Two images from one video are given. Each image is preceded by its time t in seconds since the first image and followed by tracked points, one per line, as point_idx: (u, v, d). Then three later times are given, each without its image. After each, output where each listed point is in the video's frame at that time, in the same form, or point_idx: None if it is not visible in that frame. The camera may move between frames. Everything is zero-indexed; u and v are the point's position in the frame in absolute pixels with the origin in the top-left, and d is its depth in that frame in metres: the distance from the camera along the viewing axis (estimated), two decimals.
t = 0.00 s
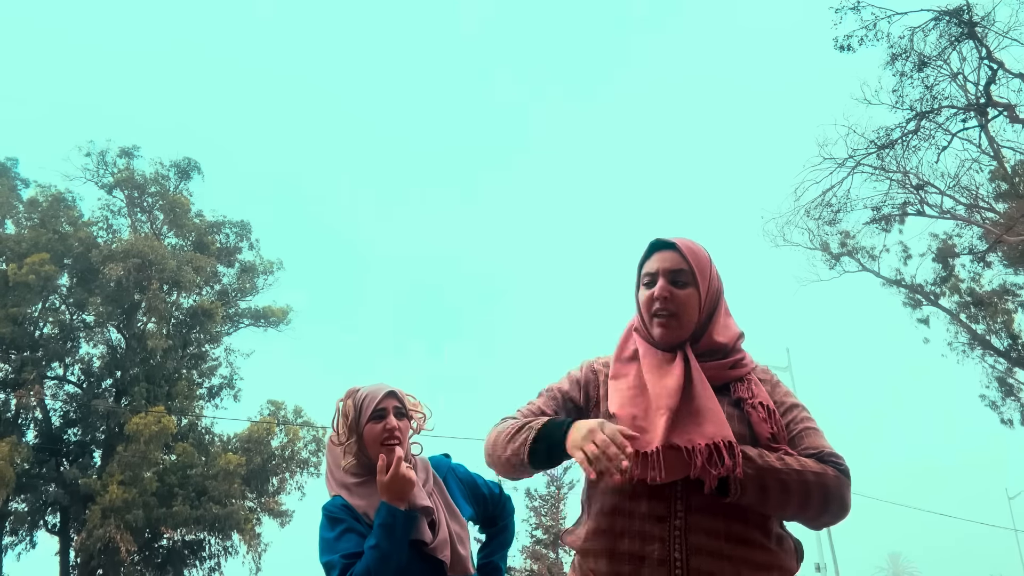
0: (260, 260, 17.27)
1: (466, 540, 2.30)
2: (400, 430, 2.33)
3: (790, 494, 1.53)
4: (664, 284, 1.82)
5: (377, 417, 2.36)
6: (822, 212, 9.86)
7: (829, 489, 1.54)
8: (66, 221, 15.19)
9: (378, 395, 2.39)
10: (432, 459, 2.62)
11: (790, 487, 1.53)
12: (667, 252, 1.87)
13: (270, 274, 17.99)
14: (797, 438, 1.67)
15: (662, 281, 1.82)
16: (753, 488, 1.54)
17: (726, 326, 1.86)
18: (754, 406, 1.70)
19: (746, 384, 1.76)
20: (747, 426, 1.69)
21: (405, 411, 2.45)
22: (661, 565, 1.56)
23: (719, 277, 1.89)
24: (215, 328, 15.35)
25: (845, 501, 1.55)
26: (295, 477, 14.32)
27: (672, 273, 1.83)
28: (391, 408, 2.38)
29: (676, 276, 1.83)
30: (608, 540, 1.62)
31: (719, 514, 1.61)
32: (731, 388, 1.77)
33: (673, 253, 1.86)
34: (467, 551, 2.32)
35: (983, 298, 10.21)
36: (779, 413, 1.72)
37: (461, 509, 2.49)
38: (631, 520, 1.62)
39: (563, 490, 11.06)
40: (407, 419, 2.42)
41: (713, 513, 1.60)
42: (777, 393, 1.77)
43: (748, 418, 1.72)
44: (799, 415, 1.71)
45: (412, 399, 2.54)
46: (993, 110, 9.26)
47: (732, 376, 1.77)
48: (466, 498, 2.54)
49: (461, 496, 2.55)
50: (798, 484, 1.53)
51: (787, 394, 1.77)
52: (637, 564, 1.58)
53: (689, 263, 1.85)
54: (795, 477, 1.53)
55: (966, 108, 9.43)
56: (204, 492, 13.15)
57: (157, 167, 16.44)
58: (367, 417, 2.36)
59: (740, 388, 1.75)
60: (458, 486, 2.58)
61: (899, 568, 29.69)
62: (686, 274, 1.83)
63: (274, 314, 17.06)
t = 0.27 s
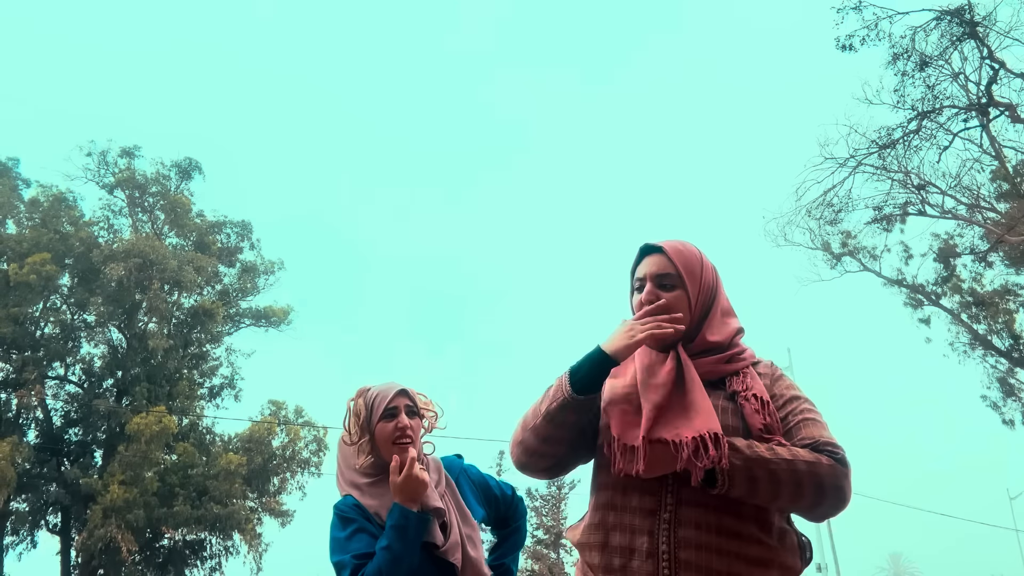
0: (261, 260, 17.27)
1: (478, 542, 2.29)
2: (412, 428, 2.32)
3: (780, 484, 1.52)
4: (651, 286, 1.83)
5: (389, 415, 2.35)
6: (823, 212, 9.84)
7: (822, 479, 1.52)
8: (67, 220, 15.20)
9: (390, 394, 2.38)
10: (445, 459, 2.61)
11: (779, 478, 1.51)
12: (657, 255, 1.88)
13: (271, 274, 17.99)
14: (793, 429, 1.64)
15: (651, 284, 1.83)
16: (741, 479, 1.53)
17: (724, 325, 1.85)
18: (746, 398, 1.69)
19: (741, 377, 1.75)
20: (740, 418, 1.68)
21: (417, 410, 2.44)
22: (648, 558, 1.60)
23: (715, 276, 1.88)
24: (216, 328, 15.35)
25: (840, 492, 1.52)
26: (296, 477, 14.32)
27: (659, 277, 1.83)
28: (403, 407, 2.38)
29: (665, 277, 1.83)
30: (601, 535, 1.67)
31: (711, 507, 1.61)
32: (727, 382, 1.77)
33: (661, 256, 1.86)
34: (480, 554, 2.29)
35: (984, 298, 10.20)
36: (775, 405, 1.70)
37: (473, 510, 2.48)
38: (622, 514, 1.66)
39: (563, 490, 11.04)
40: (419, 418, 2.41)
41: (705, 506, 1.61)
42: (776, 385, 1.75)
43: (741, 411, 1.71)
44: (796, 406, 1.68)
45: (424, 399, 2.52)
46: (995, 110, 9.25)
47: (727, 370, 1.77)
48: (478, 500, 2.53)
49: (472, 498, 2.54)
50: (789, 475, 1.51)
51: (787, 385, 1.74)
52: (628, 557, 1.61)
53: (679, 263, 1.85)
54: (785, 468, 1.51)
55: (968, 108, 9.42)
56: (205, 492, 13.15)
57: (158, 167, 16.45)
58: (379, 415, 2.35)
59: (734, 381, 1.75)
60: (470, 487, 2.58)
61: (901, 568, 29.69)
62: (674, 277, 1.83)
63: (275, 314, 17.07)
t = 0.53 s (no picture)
0: (261, 260, 17.27)
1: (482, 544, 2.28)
2: (417, 431, 2.31)
3: (776, 484, 1.51)
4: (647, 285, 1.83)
5: (394, 417, 2.34)
6: (824, 212, 9.84)
7: (820, 479, 1.51)
8: (68, 220, 15.20)
9: (395, 395, 2.37)
10: (450, 460, 2.61)
11: (776, 478, 1.50)
12: (654, 255, 1.88)
13: (272, 274, 18.00)
14: (794, 429, 1.64)
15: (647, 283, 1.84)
16: (738, 480, 1.53)
17: (725, 323, 1.85)
18: (746, 398, 1.68)
19: (741, 377, 1.74)
20: (740, 419, 1.68)
21: (423, 411, 2.43)
22: (647, 558, 1.60)
23: (716, 273, 1.87)
24: (216, 328, 15.36)
25: (839, 492, 1.51)
26: (296, 478, 14.32)
27: (655, 276, 1.83)
28: (408, 408, 2.36)
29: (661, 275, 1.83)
30: (602, 536, 1.68)
31: (711, 508, 1.61)
32: (728, 383, 1.76)
33: (658, 256, 1.86)
34: (484, 557, 2.28)
35: (985, 298, 10.18)
36: (775, 406, 1.69)
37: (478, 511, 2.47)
38: (623, 515, 1.67)
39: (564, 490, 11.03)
40: (424, 419, 2.40)
41: (704, 506, 1.61)
42: (779, 385, 1.73)
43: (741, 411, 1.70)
44: (798, 406, 1.67)
45: (430, 400, 2.51)
46: (995, 110, 9.24)
47: (728, 370, 1.76)
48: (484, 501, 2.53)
49: (478, 499, 2.53)
50: (785, 475, 1.50)
51: (789, 385, 1.73)
52: (627, 558, 1.62)
53: (675, 262, 1.85)
54: (782, 468, 1.50)
55: (969, 108, 9.41)
56: (206, 492, 13.15)
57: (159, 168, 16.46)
58: (384, 417, 2.34)
59: (735, 382, 1.74)
60: (476, 488, 2.57)
61: (902, 569, 29.65)
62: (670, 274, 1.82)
63: (276, 314, 17.06)
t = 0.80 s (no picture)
0: (262, 260, 17.28)
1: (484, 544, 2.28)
2: (418, 429, 2.32)
3: (779, 486, 1.51)
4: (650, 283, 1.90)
5: (395, 417, 2.35)
6: (824, 213, 9.84)
7: (823, 481, 1.51)
8: (68, 221, 15.21)
9: (396, 395, 2.38)
10: (452, 461, 2.63)
11: (778, 478, 1.51)
12: (659, 254, 1.94)
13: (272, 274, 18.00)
14: (799, 430, 1.64)
15: (651, 281, 1.90)
16: (740, 480, 1.53)
17: (730, 318, 1.86)
18: (749, 400, 1.69)
19: (746, 379, 1.74)
20: (743, 421, 1.69)
21: (425, 412, 2.44)
22: (648, 560, 1.60)
23: (721, 270, 1.91)
24: (217, 328, 15.36)
25: (842, 494, 1.51)
26: (297, 478, 14.32)
27: (659, 274, 1.89)
28: (410, 408, 2.37)
29: (664, 273, 1.89)
30: (605, 538, 1.69)
31: (713, 510, 1.60)
32: (732, 384, 1.77)
33: (661, 255, 1.92)
34: (487, 557, 2.27)
35: (985, 299, 10.18)
36: (779, 408, 1.69)
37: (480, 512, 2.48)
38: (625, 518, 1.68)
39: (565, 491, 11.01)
40: (426, 419, 2.41)
41: (707, 508, 1.61)
42: (784, 384, 1.73)
43: (744, 413, 1.71)
44: (803, 405, 1.67)
45: (431, 400, 2.52)
46: (996, 111, 9.25)
47: (732, 371, 1.77)
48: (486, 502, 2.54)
49: (480, 500, 2.54)
50: (787, 475, 1.51)
51: (793, 385, 1.72)
52: (628, 560, 1.63)
53: (679, 260, 1.90)
54: (784, 469, 1.51)
55: (969, 108, 9.41)
56: (206, 492, 13.15)
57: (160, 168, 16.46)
58: (385, 417, 2.36)
59: (739, 382, 1.75)
60: (478, 489, 2.58)
61: (903, 569, 29.63)
62: (674, 271, 1.88)
63: (276, 314, 17.07)
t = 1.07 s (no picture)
0: (262, 262, 17.28)
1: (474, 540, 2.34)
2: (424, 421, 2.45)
3: (769, 488, 1.52)
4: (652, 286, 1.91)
5: (407, 407, 2.50)
6: (824, 214, 9.83)
7: (815, 483, 1.51)
8: (68, 222, 15.21)
9: (413, 389, 2.54)
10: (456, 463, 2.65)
11: (768, 479, 1.52)
12: (661, 256, 1.95)
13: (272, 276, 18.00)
14: (793, 431, 1.63)
15: (653, 284, 1.90)
16: (731, 482, 1.54)
17: (731, 319, 1.86)
18: (743, 402, 1.69)
19: (742, 381, 1.74)
20: (737, 422, 1.69)
21: (437, 410, 2.57)
22: (646, 562, 1.62)
23: (723, 272, 1.91)
24: (217, 329, 15.36)
25: (835, 495, 1.51)
26: (296, 479, 14.30)
27: (661, 275, 1.90)
28: (421, 402, 2.52)
29: (667, 275, 1.89)
30: (606, 542, 1.72)
31: (709, 513, 1.62)
32: (728, 386, 1.77)
33: (664, 256, 1.93)
34: (476, 554, 2.34)
35: (986, 300, 10.17)
36: (774, 409, 1.69)
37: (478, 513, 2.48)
38: (625, 520, 1.71)
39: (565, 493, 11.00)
40: (437, 417, 2.54)
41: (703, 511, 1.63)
42: (780, 385, 1.72)
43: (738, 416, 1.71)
44: (798, 406, 1.66)
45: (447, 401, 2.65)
46: (996, 112, 9.24)
47: (729, 373, 1.77)
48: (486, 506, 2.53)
49: (478, 504, 2.53)
50: (778, 477, 1.51)
51: (790, 386, 1.71)
52: (627, 562, 1.65)
53: (681, 261, 1.90)
54: (774, 471, 1.52)
55: (969, 110, 9.41)
56: (206, 494, 13.15)
57: (160, 169, 16.45)
58: (398, 409, 2.52)
59: (734, 384, 1.75)
60: (478, 493, 2.57)
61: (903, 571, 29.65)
62: (675, 274, 1.89)
63: (276, 316, 17.07)
